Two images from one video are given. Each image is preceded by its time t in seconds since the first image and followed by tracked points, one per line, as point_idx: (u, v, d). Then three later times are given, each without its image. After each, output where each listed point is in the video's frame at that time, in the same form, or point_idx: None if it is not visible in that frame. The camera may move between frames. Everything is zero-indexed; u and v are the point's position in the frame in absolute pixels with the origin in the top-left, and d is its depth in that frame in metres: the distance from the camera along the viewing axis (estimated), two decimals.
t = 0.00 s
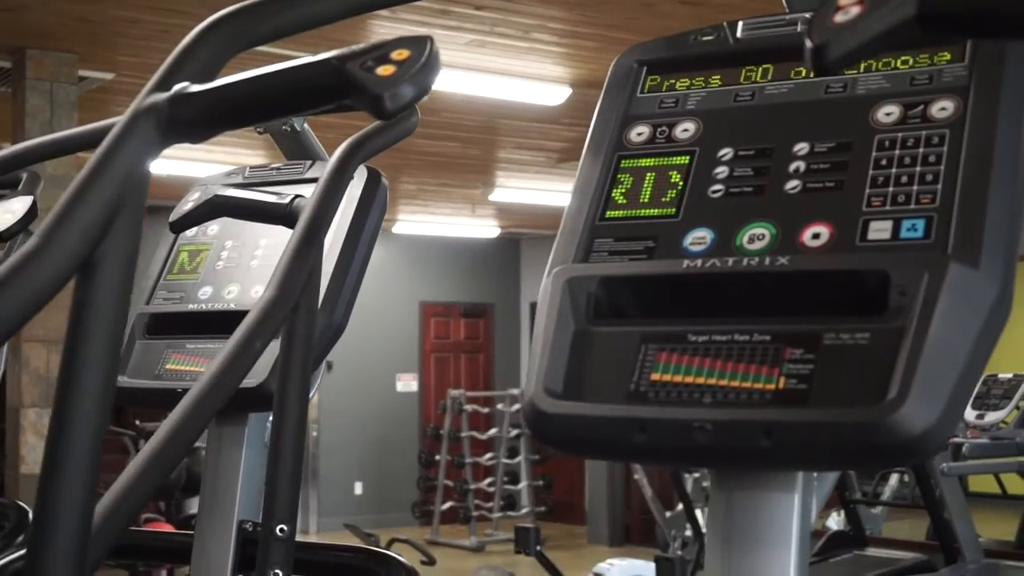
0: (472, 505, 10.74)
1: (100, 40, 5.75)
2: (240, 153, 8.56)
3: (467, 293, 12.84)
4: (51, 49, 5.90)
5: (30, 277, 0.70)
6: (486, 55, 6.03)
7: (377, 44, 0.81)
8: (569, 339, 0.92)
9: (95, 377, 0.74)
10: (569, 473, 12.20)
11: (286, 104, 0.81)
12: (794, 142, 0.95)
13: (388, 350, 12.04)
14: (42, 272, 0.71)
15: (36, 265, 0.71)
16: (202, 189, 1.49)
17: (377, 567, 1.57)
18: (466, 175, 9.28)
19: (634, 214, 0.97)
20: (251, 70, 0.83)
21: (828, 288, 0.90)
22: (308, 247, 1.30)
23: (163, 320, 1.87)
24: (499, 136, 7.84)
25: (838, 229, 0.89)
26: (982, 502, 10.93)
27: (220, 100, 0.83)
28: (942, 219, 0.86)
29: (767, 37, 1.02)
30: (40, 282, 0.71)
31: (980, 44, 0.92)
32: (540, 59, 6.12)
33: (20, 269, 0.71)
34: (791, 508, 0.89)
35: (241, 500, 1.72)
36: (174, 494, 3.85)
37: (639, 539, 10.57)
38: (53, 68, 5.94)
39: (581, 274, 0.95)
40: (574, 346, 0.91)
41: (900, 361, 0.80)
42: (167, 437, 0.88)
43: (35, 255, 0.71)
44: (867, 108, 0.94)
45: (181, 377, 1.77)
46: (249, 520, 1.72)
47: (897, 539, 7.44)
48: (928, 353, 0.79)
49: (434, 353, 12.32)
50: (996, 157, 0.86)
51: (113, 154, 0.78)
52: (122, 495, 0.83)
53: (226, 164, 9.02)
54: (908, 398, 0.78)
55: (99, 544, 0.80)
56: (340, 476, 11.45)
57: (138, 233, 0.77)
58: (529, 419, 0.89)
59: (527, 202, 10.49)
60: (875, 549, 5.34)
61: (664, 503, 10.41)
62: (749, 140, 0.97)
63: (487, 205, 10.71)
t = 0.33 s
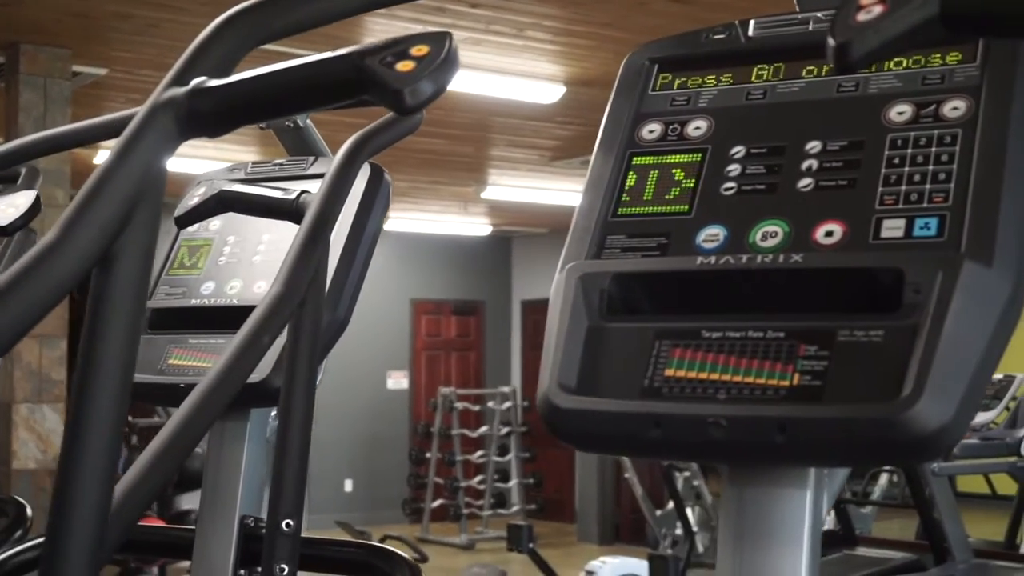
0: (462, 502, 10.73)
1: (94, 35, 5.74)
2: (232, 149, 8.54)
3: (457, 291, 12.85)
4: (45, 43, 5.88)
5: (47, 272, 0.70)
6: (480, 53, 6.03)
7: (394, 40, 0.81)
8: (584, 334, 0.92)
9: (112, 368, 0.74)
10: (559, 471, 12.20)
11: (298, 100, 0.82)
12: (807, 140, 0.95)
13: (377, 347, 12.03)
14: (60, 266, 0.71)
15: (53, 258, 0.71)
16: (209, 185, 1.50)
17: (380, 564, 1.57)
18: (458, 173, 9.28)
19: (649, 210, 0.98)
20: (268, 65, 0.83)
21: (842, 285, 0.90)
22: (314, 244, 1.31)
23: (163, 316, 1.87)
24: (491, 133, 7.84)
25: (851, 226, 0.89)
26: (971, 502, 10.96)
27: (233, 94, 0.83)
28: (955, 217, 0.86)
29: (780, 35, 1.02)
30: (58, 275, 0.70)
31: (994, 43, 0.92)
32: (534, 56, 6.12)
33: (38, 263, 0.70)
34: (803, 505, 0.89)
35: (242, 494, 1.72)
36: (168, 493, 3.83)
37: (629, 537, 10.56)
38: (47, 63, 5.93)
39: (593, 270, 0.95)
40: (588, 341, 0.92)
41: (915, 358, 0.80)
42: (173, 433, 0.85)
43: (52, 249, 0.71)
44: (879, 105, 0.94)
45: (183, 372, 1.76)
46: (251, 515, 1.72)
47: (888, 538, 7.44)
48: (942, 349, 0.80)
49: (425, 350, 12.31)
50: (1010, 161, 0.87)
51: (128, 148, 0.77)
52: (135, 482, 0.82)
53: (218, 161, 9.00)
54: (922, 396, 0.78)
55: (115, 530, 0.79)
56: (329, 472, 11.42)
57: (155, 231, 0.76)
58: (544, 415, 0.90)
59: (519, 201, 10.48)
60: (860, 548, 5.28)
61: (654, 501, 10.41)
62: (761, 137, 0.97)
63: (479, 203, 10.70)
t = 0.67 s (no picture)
0: (465, 490, 10.77)
1: (99, 22, 5.71)
2: (234, 137, 8.53)
3: (459, 280, 12.86)
4: (49, 31, 5.85)
5: (79, 254, 0.65)
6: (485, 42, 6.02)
7: (429, 23, 0.80)
8: (613, 319, 0.92)
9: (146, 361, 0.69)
10: (560, 460, 12.21)
11: (330, 84, 0.82)
12: (834, 126, 0.95)
13: (380, 336, 12.05)
14: (91, 250, 0.66)
15: (87, 241, 0.66)
16: (228, 170, 1.51)
17: (395, 550, 1.57)
18: (461, 161, 9.27)
19: (675, 198, 0.98)
20: (301, 49, 0.83)
21: (871, 269, 0.91)
22: (334, 231, 1.32)
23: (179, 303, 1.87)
24: (494, 122, 7.83)
25: (880, 212, 0.90)
26: (972, 491, 11.01)
27: (266, 77, 0.83)
28: (985, 203, 0.87)
29: (807, 22, 1.02)
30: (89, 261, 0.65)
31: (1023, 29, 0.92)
32: (539, 45, 6.12)
33: (71, 248, 0.65)
34: (831, 491, 0.90)
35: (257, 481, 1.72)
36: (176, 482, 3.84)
37: (631, 526, 10.61)
38: (50, 51, 5.90)
39: (622, 257, 0.95)
40: (617, 328, 0.92)
41: (946, 346, 0.80)
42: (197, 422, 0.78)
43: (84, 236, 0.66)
44: (907, 93, 0.94)
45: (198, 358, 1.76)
46: (267, 501, 1.72)
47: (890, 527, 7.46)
48: (974, 335, 0.80)
49: (427, 339, 12.34)
50: None
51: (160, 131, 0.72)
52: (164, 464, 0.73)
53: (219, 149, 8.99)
54: (953, 381, 0.79)
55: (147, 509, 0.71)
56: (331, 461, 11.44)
57: (187, 213, 0.72)
58: (573, 400, 0.90)
59: (521, 189, 10.47)
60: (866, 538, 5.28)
61: (657, 490, 10.46)
62: (788, 123, 0.97)
63: (482, 192, 10.71)
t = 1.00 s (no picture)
0: (489, 475, 10.77)
1: (126, 8, 5.71)
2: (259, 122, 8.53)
3: (484, 265, 12.86)
4: (76, 16, 5.84)
5: (126, 252, 0.57)
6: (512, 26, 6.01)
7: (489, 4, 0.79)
8: (667, 298, 0.92)
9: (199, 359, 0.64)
10: (584, 445, 12.21)
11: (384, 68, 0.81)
12: (887, 107, 0.95)
13: (404, 321, 12.05)
14: (138, 247, 0.58)
15: (146, 222, 0.59)
16: (269, 156, 1.51)
17: (433, 531, 1.58)
18: (486, 146, 9.26)
19: (726, 178, 0.98)
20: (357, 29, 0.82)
21: (926, 250, 0.91)
22: (378, 213, 1.32)
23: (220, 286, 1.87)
24: (519, 106, 7.82)
25: (936, 192, 0.89)
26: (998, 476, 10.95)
27: (325, 57, 0.82)
28: None
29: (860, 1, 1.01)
30: (136, 258, 0.58)
31: None
32: (566, 29, 6.10)
33: (115, 245, 0.57)
34: (885, 473, 0.90)
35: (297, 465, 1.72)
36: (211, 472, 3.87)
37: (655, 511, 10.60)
38: (78, 36, 5.89)
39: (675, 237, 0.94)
40: (670, 307, 0.92)
41: (1008, 326, 0.80)
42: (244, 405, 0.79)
43: (131, 230, 0.58)
44: (964, 74, 0.93)
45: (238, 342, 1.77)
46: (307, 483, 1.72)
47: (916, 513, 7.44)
48: None
49: (451, 324, 12.35)
50: None
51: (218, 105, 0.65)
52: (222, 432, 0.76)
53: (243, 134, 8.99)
54: (1015, 363, 0.78)
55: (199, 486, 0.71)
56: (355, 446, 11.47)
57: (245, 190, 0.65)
58: (626, 378, 0.90)
59: (545, 174, 10.44)
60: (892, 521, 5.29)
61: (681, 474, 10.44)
62: (843, 104, 0.97)
63: (505, 177, 10.69)
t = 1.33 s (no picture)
0: (523, 457, 10.77)
1: None
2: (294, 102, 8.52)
3: (518, 246, 12.84)
4: None
5: (164, 253, 0.68)
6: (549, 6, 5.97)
7: None
8: (731, 277, 0.91)
9: (261, 344, 0.75)
10: (619, 427, 12.14)
11: (446, 44, 0.82)
12: (955, 84, 0.94)
13: (438, 302, 12.04)
14: (173, 252, 0.68)
15: (217, 195, 0.71)
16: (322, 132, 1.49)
17: (483, 513, 1.59)
18: (521, 127, 9.22)
19: (793, 157, 0.97)
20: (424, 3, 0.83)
21: (994, 230, 0.89)
22: (428, 194, 1.32)
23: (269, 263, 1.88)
24: (556, 87, 7.78)
25: (1008, 171, 0.88)
26: None
27: (387, 36, 0.83)
28: None
29: None
30: (175, 258, 0.68)
31: None
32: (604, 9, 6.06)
33: (175, 227, 0.69)
34: (954, 456, 0.91)
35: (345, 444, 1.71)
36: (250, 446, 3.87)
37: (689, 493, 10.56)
38: (117, 16, 5.85)
39: (737, 216, 0.94)
40: (734, 284, 0.91)
41: None
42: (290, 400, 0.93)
43: (168, 234, 0.69)
44: None
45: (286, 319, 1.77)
46: (354, 463, 1.71)
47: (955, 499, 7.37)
48: None
49: (485, 306, 12.36)
50: None
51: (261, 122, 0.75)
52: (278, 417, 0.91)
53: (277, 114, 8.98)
54: None
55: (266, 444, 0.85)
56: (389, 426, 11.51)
57: (306, 173, 0.78)
58: (692, 358, 0.89)
59: (580, 155, 10.36)
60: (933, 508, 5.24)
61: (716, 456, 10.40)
62: (909, 81, 0.95)
63: (540, 158, 10.65)
